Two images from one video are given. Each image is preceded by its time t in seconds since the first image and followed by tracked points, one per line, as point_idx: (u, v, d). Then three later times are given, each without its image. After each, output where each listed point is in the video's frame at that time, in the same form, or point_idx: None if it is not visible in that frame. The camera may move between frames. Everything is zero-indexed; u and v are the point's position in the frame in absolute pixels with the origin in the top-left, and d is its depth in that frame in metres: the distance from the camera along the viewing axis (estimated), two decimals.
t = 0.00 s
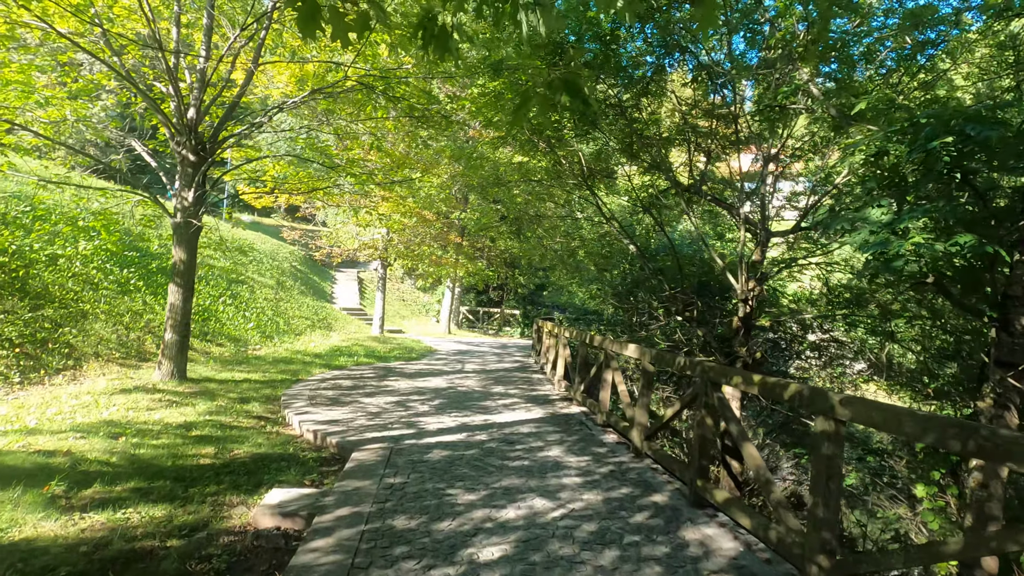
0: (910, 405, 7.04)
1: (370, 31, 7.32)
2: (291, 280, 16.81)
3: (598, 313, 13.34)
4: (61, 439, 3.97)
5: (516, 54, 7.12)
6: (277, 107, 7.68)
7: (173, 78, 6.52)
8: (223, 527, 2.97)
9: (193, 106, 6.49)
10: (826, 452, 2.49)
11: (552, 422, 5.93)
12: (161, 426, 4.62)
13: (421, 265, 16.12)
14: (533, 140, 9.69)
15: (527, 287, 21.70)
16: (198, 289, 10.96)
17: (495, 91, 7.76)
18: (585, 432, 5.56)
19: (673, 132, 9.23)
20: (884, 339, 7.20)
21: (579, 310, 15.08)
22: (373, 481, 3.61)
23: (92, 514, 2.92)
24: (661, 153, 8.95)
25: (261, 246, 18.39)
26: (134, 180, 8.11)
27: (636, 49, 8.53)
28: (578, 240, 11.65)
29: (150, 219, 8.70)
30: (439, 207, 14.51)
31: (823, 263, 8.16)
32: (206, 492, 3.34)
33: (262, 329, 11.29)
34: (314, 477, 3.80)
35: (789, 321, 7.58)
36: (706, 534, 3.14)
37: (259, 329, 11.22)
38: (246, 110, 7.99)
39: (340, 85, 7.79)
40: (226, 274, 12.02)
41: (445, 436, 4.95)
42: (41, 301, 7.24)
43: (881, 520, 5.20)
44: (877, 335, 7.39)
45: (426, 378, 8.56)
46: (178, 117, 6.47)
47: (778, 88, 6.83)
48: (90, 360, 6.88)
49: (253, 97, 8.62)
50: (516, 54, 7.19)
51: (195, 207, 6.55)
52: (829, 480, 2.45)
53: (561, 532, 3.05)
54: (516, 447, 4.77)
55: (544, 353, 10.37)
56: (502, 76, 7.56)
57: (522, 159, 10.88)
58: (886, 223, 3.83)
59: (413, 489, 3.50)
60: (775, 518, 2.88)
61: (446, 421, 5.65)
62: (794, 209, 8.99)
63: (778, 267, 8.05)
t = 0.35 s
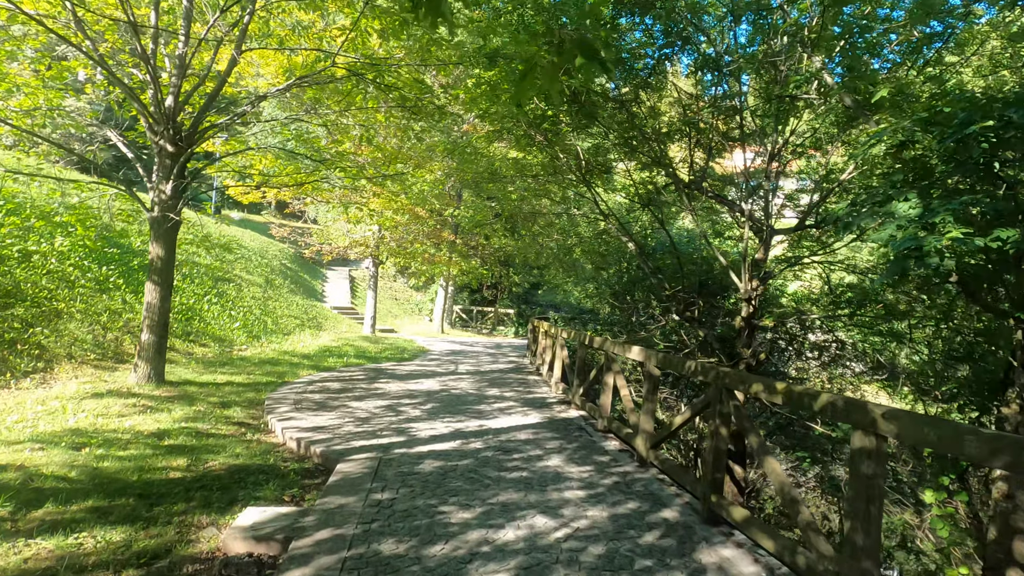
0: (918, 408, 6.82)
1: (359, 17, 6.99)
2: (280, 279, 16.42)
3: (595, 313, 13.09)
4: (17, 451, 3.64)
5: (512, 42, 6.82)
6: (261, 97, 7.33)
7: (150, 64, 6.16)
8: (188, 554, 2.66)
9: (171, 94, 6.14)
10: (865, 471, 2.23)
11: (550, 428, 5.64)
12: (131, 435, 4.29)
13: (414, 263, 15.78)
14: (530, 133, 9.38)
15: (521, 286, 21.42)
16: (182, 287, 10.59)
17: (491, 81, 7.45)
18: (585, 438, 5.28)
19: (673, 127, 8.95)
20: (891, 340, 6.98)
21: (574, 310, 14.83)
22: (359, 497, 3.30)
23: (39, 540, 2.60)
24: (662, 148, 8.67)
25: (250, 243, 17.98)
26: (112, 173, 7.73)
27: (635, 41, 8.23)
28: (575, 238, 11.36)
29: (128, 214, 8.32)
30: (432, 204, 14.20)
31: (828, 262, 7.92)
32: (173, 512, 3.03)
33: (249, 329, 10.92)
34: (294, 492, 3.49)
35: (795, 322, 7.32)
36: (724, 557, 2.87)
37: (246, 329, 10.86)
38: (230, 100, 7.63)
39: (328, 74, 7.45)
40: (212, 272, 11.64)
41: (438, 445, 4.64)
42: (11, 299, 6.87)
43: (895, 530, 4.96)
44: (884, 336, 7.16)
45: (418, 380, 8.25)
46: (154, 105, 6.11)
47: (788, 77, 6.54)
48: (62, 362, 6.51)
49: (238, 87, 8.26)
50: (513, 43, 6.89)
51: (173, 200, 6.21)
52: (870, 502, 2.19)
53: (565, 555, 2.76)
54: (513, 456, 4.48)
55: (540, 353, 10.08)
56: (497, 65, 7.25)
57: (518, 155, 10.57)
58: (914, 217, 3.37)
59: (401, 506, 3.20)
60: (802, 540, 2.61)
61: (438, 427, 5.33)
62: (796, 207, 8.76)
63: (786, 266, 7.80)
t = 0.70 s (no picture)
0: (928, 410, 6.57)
1: None
2: (268, 275, 16.01)
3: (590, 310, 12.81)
4: None
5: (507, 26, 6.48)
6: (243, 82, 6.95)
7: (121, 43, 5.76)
8: None
9: (144, 76, 5.76)
10: (917, 493, 1.94)
11: (547, 432, 5.33)
12: (91, 443, 3.94)
13: (405, 259, 15.42)
14: (525, 123, 9.05)
15: (515, 282, 21.12)
16: (163, 283, 10.19)
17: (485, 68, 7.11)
18: (585, 444, 4.97)
19: (673, 118, 8.66)
20: (899, 338, 6.73)
21: (569, 307, 14.54)
22: (338, 514, 2.98)
23: None
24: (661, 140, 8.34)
25: (238, 238, 17.53)
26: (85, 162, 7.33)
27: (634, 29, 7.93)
28: (570, 233, 11.05)
29: (103, 206, 7.92)
30: (424, 199, 13.85)
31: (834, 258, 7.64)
32: (127, 534, 2.71)
33: (233, 326, 10.55)
34: (267, 508, 3.16)
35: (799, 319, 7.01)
36: None
37: (230, 326, 10.48)
38: (210, 86, 7.23)
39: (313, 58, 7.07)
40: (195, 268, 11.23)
41: (427, 452, 4.32)
42: None
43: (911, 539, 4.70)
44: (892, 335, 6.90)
45: (408, 380, 7.92)
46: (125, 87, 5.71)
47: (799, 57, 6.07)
48: (28, 361, 6.13)
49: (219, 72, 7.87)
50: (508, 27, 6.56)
51: (147, 190, 5.83)
52: (923, 531, 1.90)
53: None
54: (509, 465, 4.16)
55: (535, 352, 9.77)
56: (492, 49, 6.91)
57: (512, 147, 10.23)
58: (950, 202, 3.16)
59: (385, 526, 2.87)
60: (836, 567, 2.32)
61: (428, 431, 5.01)
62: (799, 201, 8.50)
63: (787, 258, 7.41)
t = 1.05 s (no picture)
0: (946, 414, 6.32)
1: None
2: (261, 273, 15.67)
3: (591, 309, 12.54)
4: None
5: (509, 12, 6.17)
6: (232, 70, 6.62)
7: (101, 25, 5.43)
8: None
9: (126, 60, 5.43)
10: (1000, 525, 1.66)
11: (552, 439, 5.04)
12: (61, 453, 3.63)
13: (402, 257, 15.10)
14: (527, 116, 8.76)
15: (514, 281, 20.86)
16: (151, 281, 9.85)
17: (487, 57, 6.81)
18: (592, 452, 4.69)
19: (679, 112, 8.38)
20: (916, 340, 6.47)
21: (569, 306, 14.26)
22: (328, 537, 2.69)
23: None
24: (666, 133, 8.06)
25: (230, 236, 17.18)
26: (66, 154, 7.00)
27: (638, 19, 7.67)
28: (572, 230, 10.77)
29: (86, 201, 7.59)
30: (421, 195, 13.54)
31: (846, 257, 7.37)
32: (87, 563, 2.41)
33: (224, 326, 10.22)
34: (250, 528, 2.87)
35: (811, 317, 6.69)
36: None
37: (221, 326, 10.15)
38: (197, 74, 6.90)
39: (307, 46, 6.75)
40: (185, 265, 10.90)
41: (425, 462, 4.02)
42: None
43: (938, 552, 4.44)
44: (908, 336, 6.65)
45: (405, 382, 7.62)
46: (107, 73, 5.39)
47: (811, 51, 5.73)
48: (3, 363, 5.80)
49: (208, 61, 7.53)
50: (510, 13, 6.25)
51: (129, 181, 5.51)
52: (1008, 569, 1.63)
53: None
54: (513, 476, 3.88)
55: (535, 353, 9.48)
56: (493, 37, 6.61)
57: (513, 141, 9.92)
58: (1002, 195, 2.91)
59: (380, 551, 2.58)
60: None
61: (426, 439, 4.71)
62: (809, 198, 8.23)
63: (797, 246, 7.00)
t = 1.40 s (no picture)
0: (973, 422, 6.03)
1: None
2: (257, 273, 15.34)
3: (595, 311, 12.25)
4: None
5: None
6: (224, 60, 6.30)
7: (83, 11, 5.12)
8: None
9: (109, 48, 5.11)
10: None
11: (563, 450, 4.74)
12: (30, 473, 3.33)
13: (401, 257, 14.78)
14: (531, 111, 8.45)
15: (514, 281, 20.55)
16: (143, 282, 9.54)
17: (491, 48, 6.51)
18: (607, 465, 4.39)
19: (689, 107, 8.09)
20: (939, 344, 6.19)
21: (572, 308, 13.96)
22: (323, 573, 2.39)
23: None
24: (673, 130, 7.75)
25: (226, 236, 16.85)
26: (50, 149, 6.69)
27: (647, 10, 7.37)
28: (576, 230, 10.47)
29: (70, 199, 7.29)
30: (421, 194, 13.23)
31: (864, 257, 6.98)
32: None
33: (217, 328, 9.89)
34: (234, 561, 2.57)
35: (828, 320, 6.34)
36: None
37: (215, 328, 9.82)
38: (187, 65, 6.58)
39: (302, 35, 6.43)
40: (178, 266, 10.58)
41: (428, 479, 3.72)
42: None
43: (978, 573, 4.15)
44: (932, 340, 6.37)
45: (405, 388, 7.31)
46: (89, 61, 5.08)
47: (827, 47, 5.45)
48: None
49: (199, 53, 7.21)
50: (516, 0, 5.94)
51: (113, 177, 5.20)
52: None
53: None
54: (524, 495, 3.58)
55: (539, 356, 9.18)
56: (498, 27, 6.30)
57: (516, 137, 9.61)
58: None
59: None
60: None
61: (429, 451, 4.41)
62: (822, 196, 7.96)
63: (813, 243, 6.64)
